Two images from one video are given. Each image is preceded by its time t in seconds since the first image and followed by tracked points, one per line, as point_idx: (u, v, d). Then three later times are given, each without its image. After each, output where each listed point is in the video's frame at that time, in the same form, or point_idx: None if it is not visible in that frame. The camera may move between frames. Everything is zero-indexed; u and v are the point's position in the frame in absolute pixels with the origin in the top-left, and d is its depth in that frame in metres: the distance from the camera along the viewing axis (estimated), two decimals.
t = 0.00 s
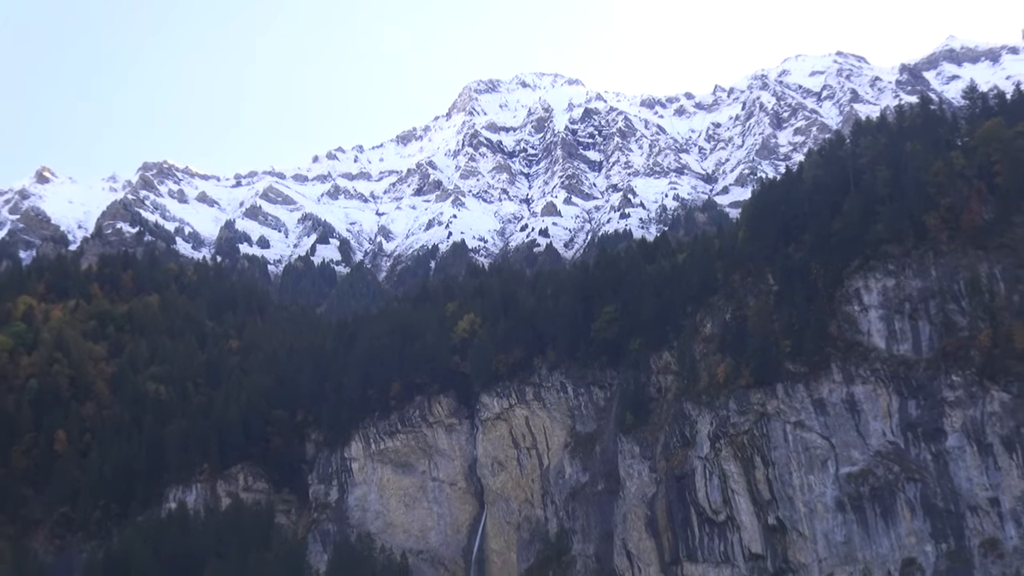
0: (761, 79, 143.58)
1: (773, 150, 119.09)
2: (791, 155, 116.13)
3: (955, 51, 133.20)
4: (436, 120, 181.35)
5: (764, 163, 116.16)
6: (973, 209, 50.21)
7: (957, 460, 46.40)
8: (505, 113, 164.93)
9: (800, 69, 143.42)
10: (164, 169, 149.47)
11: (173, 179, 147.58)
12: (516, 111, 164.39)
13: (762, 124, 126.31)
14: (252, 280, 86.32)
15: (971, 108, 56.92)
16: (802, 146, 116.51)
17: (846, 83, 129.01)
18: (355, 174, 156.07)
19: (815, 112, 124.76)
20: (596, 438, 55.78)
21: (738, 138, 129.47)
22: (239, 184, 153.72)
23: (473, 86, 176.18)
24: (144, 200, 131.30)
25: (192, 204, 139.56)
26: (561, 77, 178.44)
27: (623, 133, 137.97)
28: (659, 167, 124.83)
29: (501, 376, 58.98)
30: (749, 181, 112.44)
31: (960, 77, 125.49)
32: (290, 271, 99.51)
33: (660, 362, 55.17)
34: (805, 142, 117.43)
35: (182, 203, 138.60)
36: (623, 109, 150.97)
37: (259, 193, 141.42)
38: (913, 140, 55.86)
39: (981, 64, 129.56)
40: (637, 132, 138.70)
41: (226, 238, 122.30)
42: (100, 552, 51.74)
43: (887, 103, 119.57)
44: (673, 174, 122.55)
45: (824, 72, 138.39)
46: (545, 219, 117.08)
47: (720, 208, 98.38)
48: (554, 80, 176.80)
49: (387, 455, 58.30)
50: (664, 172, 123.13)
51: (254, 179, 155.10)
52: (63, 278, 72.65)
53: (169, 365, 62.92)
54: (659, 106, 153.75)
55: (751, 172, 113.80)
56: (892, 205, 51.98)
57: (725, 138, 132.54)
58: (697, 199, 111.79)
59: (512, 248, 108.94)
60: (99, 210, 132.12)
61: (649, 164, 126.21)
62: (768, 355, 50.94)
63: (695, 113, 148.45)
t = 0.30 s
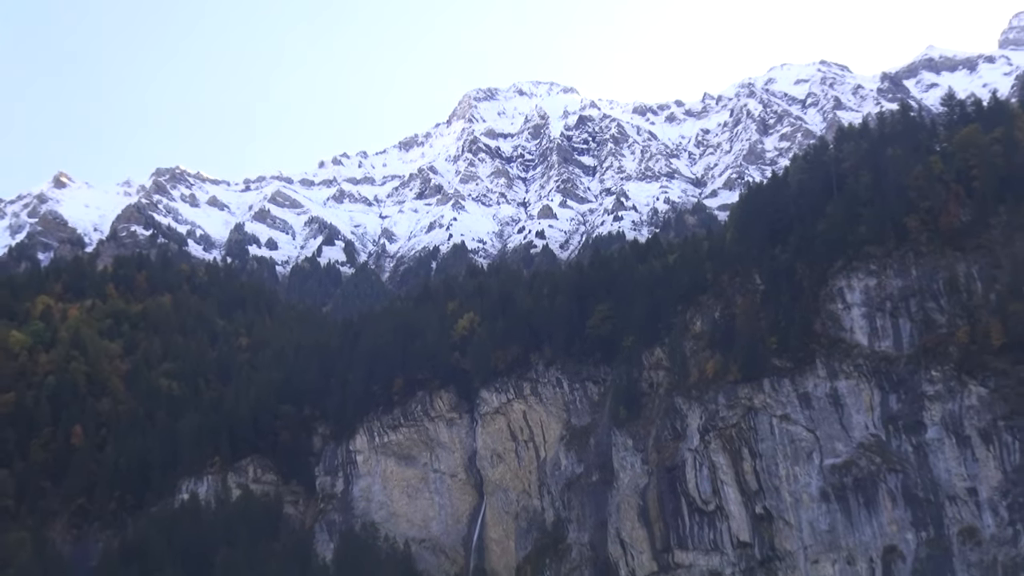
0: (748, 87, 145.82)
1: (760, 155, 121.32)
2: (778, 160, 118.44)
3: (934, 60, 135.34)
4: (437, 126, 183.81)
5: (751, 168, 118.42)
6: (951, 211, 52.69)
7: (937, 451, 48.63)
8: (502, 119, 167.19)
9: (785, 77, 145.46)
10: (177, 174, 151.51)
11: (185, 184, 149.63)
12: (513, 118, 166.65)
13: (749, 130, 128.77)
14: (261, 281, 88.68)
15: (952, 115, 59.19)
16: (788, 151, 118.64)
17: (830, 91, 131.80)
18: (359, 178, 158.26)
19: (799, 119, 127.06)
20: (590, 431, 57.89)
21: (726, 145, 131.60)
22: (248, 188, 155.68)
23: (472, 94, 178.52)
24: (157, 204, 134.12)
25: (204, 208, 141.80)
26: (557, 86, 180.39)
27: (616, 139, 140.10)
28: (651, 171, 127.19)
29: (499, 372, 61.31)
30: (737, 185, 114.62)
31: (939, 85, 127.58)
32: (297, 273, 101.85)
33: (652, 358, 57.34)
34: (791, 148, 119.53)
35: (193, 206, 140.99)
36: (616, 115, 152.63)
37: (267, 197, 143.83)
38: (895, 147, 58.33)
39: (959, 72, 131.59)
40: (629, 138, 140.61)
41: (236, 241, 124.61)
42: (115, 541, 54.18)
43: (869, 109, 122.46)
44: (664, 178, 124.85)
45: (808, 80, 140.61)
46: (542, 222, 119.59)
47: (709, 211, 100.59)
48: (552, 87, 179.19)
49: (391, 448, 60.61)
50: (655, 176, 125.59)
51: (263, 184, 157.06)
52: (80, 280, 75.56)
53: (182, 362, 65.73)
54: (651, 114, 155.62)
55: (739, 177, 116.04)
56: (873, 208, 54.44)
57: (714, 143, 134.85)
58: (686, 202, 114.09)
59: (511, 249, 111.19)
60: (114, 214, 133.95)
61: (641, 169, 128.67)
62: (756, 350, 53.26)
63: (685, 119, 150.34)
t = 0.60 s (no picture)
0: (735, 93, 148.12)
1: (746, 158, 124.34)
2: (764, 163, 120.80)
3: (913, 66, 137.39)
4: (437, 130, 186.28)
5: (738, 171, 121.10)
6: (930, 212, 55.49)
7: (916, 442, 51.00)
8: (500, 125, 169.58)
9: (771, 84, 147.45)
10: (187, 177, 154.35)
11: (195, 186, 152.18)
12: (510, 123, 168.94)
13: (736, 135, 131.33)
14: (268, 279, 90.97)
15: (930, 121, 62.20)
16: (773, 155, 121.02)
17: (813, 98, 135.24)
18: (362, 181, 160.58)
19: (784, 124, 129.35)
20: (584, 423, 60.16)
21: (713, 149, 133.80)
22: (257, 190, 157.48)
23: (471, 100, 181.01)
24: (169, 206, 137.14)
25: (214, 209, 144.16)
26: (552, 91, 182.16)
27: (609, 143, 142.23)
28: (642, 174, 129.71)
29: (497, 367, 63.59)
30: (725, 187, 116.97)
31: (919, 92, 129.66)
32: (302, 272, 104.09)
33: (643, 353, 59.74)
34: (776, 152, 121.89)
35: (203, 208, 143.61)
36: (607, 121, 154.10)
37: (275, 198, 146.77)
38: (876, 151, 61.03)
39: (938, 79, 133.62)
40: (622, 142, 142.62)
41: (244, 240, 126.82)
42: (128, 529, 57.23)
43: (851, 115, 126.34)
44: (655, 181, 127.34)
45: (793, 86, 142.91)
46: (537, 223, 121.95)
47: (697, 211, 102.84)
48: (549, 93, 181.60)
49: (393, 440, 62.94)
50: (646, 179, 128.05)
51: (270, 186, 159.08)
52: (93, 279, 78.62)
53: (192, 357, 68.86)
54: (642, 118, 157.26)
55: (727, 179, 118.65)
56: (856, 210, 57.10)
57: (703, 147, 136.90)
58: (674, 203, 116.48)
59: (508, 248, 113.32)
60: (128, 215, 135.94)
61: (633, 172, 130.89)
62: (742, 346, 55.70)
63: (675, 124, 152.30)
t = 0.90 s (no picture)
0: (721, 100, 150.46)
1: (733, 163, 126.17)
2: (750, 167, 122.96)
3: (893, 73, 138.68)
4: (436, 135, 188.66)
5: (725, 174, 123.15)
6: (910, 213, 57.96)
7: (895, 435, 53.43)
8: (497, 130, 171.83)
9: (756, 91, 149.77)
10: (197, 180, 156.59)
11: (204, 190, 154.26)
12: (506, 129, 171.01)
13: (723, 140, 133.59)
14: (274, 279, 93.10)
15: (909, 127, 65.01)
16: (760, 160, 123.53)
17: (796, 103, 136.65)
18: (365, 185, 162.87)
19: (768, 130, 131.46)
20: (577, 416, 62.50)
21: (701, 154, 135.78)
22: (263, 194, 159.42)
23: (470, 106, 183.46)
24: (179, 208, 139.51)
25: (222, 211, 146.76)
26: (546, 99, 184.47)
27: (601, 149, 144.62)
28: (633, 177, 132.12)
29: (494, 362, 65.84)
30: (712, 190, 119.29)
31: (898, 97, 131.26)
32: (307, 272, 106.35)
33: (634, 350, 62.14)
34: (762, 156, 124.39)
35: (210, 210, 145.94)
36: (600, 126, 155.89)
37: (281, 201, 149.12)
38: (857, 155, 63.63)
39: (917, 85, 135.02)
40: (613, 148, 145.08)
41: (251, 241, 129.28)
42: (139, 516, 60.36)
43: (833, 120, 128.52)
44: (645, 184, 129.71)
45: (778, 93, 145.55)
46: (532, 223, 124.59)
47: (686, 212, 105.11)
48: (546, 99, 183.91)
49: (394, 433, 65.47)
50: (637, 182, 130.53)
51: (277, 190, 160.89)
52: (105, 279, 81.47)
53: (202, 354, 71.22)
54: (633, 124, 158.86)
55: (714, 182, 120.85)
56: (838, 212, 59.67)
57: (691, 152, 139.08)
58: (664, 205, 118.82)
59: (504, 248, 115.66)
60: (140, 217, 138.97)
61: (624, 175, 133.44)
62: (731, 341, 57.83)
63: (665, 130, 154.18)
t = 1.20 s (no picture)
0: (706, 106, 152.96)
1: (718, 166, 128.36)
2: (734, 170, 125.37)
3: (871, 81, 142.51)
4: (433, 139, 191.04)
5: (711, 177, 125.50)
6: (888, 214, 60.62)
7: (874, 427, 55.79)
8: (491, 134, 174.18)
9: (741, 97, 152.30)
10: (204, 183, 159.00)
11: (211, 193, 156.60)
12: (501, 134, 173.16)
13: (708, 145, 135.87)
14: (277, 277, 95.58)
15: (887, 132, 67.78)
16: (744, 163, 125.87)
17: (779, 110, 140.06)
18: (364, 187, 165.16)
19: (751, 135, 134.01)
20: (569, 409, 64.94)
21: (688, 158, 138.27)
22: (267, 196, 161.59)
23: (465, 111, 185.89)
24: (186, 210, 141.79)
25: (228, 213, 149.07)
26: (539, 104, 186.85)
27: (592, 152, 147.08)
28: (622, 180, 134.69)
29: (489, 357, 68.21)
30: (698, 192, 121.68)
31: (876, 105, 134.66)
32: (309, 270, 108.82)
33: (624, 345, 64.60)
34: (746, 159, 126.79)
35: (216, 212, 148.47)
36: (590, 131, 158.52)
37: (285, 202, 151.32)
38: (837, 159, 66.35)
39: (894, 93, 138.41)
40: (603, 151, 147.42)
41: (256, 241, 131.68)
42: (149, 506, 63.35)
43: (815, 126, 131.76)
44: (634, 187, 132.33)
45: (761, 99, 147.99)
46: (526, 224, 127.32)
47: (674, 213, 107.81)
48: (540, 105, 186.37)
49: (394, 425, 68.01)
50: (626, 185, 133.01)
51: (280, 193, 162.92)
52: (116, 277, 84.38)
53: (209, 350, 74.07)
54: (622, 129, 161.28)
55: (700, 184, 123.26)
56: (819, 213, 62.22)
57: (678, 156, 141.49)
58: (654, 207, 121.43)
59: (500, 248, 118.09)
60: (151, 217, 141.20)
61: (613, 178, 135.94)
62: (716, 339, 60.27)
63: (654, 134, 156.59)
